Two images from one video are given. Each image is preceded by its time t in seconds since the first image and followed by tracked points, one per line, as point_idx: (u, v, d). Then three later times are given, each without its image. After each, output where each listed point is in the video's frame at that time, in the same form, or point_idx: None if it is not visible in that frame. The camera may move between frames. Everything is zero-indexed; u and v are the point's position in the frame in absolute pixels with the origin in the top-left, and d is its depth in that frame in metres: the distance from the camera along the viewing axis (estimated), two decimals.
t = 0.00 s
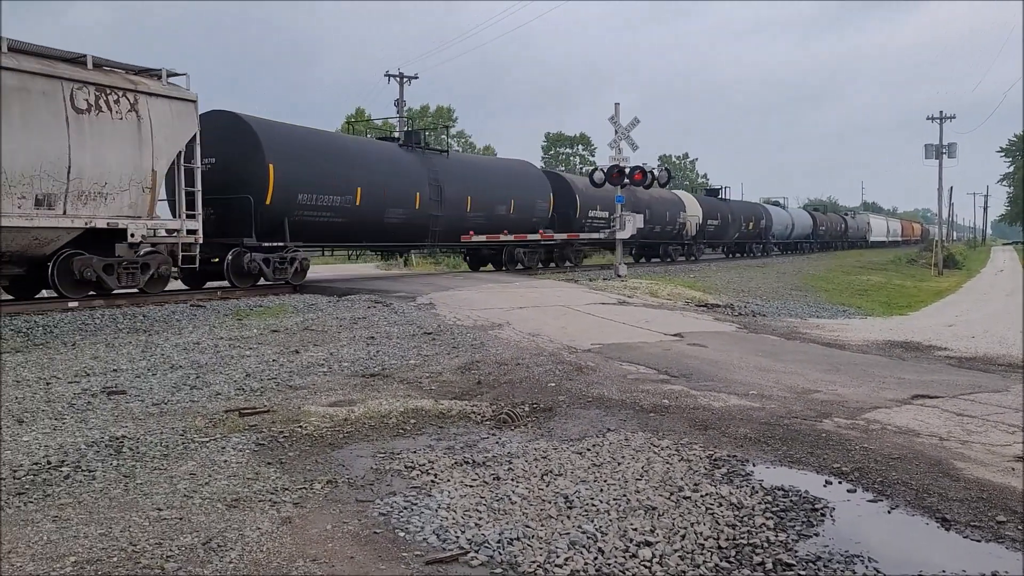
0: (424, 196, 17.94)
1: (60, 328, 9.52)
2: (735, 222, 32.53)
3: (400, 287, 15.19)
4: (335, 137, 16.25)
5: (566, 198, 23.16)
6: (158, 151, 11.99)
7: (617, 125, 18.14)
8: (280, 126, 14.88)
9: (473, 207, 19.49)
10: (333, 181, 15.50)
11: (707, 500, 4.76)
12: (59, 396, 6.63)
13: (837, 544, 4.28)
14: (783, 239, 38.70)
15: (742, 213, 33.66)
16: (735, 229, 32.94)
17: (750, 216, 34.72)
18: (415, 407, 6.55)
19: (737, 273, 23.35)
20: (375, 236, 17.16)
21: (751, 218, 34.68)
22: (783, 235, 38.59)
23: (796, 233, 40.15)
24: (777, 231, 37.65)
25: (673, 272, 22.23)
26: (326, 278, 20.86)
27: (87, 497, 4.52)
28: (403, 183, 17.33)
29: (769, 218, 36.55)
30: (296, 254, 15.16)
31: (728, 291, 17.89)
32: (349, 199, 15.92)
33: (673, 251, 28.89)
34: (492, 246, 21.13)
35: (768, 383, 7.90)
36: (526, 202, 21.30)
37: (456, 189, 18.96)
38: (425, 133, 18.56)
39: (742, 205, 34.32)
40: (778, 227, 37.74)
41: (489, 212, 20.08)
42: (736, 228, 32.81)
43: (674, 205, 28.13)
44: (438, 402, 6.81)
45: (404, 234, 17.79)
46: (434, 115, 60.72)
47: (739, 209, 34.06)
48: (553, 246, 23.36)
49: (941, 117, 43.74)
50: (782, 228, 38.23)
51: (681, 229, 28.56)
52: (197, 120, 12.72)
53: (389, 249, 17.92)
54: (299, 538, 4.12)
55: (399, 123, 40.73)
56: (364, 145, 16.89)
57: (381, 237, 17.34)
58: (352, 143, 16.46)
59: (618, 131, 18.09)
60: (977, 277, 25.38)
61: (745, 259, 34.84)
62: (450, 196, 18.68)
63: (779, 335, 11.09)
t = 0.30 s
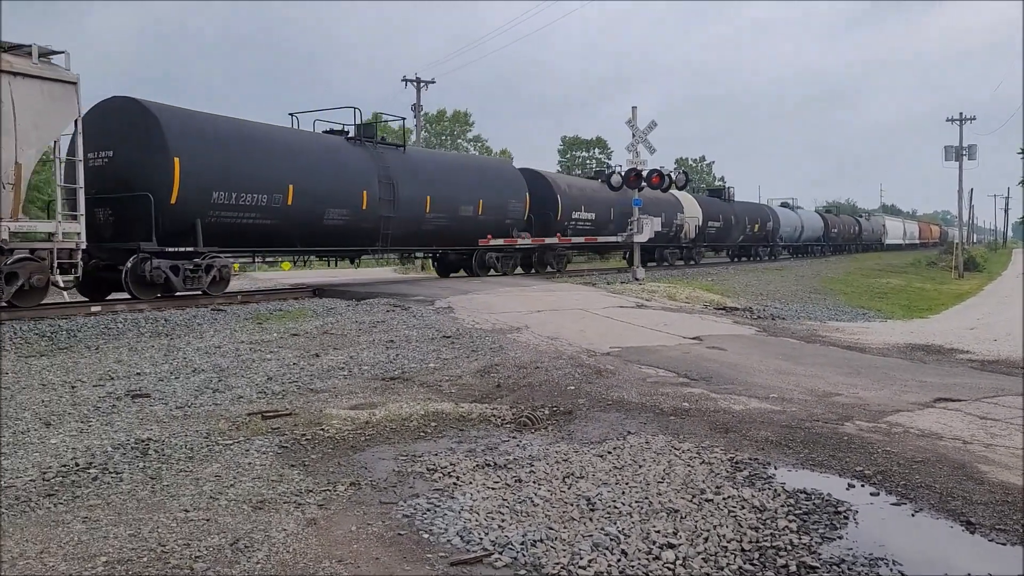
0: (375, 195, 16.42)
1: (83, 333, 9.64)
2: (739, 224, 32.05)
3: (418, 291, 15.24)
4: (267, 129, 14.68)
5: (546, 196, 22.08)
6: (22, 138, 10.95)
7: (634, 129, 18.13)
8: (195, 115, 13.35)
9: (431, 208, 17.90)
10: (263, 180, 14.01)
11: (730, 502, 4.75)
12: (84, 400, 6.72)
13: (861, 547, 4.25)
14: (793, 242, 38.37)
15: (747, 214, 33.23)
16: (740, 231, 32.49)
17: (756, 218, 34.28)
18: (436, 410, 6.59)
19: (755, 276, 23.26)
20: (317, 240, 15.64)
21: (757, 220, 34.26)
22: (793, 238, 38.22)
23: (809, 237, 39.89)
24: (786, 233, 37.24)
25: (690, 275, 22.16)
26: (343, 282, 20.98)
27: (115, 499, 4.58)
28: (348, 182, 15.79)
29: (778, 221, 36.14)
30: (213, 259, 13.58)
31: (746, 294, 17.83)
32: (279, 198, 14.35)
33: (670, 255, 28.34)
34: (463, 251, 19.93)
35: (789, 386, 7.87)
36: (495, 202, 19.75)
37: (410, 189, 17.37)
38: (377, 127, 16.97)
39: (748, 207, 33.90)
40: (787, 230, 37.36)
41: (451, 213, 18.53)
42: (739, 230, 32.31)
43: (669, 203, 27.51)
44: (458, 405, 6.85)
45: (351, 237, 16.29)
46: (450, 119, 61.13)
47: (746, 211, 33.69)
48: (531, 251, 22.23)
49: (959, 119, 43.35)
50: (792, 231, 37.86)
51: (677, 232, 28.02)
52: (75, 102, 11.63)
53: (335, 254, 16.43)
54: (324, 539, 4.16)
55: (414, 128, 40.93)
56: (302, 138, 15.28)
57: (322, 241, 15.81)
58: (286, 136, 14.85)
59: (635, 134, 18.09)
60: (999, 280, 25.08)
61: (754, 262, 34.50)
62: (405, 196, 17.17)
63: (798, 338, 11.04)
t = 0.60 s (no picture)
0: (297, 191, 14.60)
1: (90, 337, 9.68)
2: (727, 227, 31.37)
3: (422, 295, 15.27)
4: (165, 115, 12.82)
5: (505, 196, 20.96)
6: None
7: (638, 133, 18.16)
8: (67, 96, 11.37)
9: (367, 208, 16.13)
10: (150, 174, 12.06)
11: (737, 506, 4.75)
12: (92, 404, 6.74)
13: (869, 551, 4.25)
14: (789, 246, 38.04)
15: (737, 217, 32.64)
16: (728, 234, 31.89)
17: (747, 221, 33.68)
18: (442, 415, 6.59)
19: (759, 280, 23.26)
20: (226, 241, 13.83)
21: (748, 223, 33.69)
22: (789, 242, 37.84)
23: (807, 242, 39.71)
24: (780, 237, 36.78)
25: (694, 280, 22.16)
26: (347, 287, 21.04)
27: (124, 502, 4.59)
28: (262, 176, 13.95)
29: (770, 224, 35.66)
30: (84, 268, 11.75)
31: (751, 298, 17.82)
32: (169, 194, 12.40)
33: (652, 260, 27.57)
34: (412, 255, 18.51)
35: (795, 390, 7.87)
36: (441, 203, 18.12)
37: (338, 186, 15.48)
38: (301, 116, 15.14)
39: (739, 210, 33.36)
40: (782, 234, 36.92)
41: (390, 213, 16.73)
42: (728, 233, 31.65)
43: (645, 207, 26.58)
44: (464, 409, 6.86)
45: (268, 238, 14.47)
46: (454, 124, 61.31)
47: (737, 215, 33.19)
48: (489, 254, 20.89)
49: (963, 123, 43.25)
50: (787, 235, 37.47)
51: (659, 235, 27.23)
52: None
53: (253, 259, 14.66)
54: (333, 542, 4.17)
55: (419, 133, 41.02)
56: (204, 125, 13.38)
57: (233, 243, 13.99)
58: (184, 123, 12.92)
59: (640, 139, 18.12)
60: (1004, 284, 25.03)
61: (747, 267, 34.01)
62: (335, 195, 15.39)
63: (803, 342, 11.04)
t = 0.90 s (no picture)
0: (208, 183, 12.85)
1: (92, 339, 9.68)
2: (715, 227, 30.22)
3: (424, 298, 15.26)
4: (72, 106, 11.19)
5: (457, 193, 19.16)
6: None
7: (641, 136, 18.16)
8: None
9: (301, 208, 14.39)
10: None
11: (738, 511, 4.73)
12: (93, 406, 6.74)
13: (871, 557, 4.23)
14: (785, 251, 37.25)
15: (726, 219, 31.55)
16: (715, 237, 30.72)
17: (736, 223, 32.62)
18: (443, 418, 6.58)
19: (762, 284, 23.24)
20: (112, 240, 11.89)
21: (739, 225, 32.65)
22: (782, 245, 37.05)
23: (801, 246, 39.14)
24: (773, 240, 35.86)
25: (697, 283, 22.12)
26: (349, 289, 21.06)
27: (124, 505, 4.59)
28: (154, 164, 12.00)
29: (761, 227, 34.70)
30: None
31: (754, 302, 17.80)
32: (14, 187, 10.09)
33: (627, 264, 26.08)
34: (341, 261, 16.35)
35: (796, 395, 7.85)
36: (373, 200, 16.02)
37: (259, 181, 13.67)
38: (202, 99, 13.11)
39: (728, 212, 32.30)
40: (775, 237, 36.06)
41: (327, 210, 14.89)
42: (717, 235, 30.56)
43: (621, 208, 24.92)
44: (466, 413, 6.85)
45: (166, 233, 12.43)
46: (456, 127, 61.38)
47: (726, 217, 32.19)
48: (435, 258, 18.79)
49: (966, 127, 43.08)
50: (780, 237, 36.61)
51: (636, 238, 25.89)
52: None
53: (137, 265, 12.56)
54: (333, 546, 4.16)
55: (421, 135, 41.13)
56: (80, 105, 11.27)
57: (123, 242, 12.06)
58: (74, 108, 11.12)
59: (642, 142, 18.12)
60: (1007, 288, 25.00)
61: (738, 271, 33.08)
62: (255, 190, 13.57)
63: (805, 346, 11.02)
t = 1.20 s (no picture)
0: (168, 175, 11.97)
1: (96, 340, 9.70)
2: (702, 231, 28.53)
3: (428, 301, 15.24)
4: None
5: (398, 190, 17.61)
6: None
7: (646, 141, 18.14)
8: None
9: (271, 206, 13.58)
10: None
11: (741, 518, 4.69)
12: (95, 408, 6.74)
13: (875, 565, 4.20)
14: (778, 256, 35.80)
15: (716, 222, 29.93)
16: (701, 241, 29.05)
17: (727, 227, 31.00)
18: (445, 422, 6.56)
19: (766, 290, 23.17)
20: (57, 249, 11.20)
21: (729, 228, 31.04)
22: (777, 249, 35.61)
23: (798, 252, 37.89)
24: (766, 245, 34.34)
25: (701, 288, 22.08)
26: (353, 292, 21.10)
27: (124, 507, 4.58)
28: (103, 158, 11.21)
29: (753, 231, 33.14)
30: None
31: (759, 307, 17.76)
32: None
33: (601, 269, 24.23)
34: (251, 267, 14.41)
35: (800, 401, 7.81)
36: (286, 196, 13.85)
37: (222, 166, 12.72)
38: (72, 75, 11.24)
39: (718, 214, 30.73)
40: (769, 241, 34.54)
41: (242, 203, 13.10)
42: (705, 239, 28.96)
43: (591, 209, 23.36)
44: (468, 417, 6.83)
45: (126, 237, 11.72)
46: (461, 130, 61.48)
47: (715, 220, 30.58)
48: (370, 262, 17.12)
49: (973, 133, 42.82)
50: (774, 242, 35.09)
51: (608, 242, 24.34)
52: None
53: None
54: (332, 551, 4.14)
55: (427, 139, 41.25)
56: None
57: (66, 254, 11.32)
58: None
59: (647, 147, 18.10)
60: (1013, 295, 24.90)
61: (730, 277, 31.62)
62: (223, 183, 12.73)
63: (809, 352, 10.97)
